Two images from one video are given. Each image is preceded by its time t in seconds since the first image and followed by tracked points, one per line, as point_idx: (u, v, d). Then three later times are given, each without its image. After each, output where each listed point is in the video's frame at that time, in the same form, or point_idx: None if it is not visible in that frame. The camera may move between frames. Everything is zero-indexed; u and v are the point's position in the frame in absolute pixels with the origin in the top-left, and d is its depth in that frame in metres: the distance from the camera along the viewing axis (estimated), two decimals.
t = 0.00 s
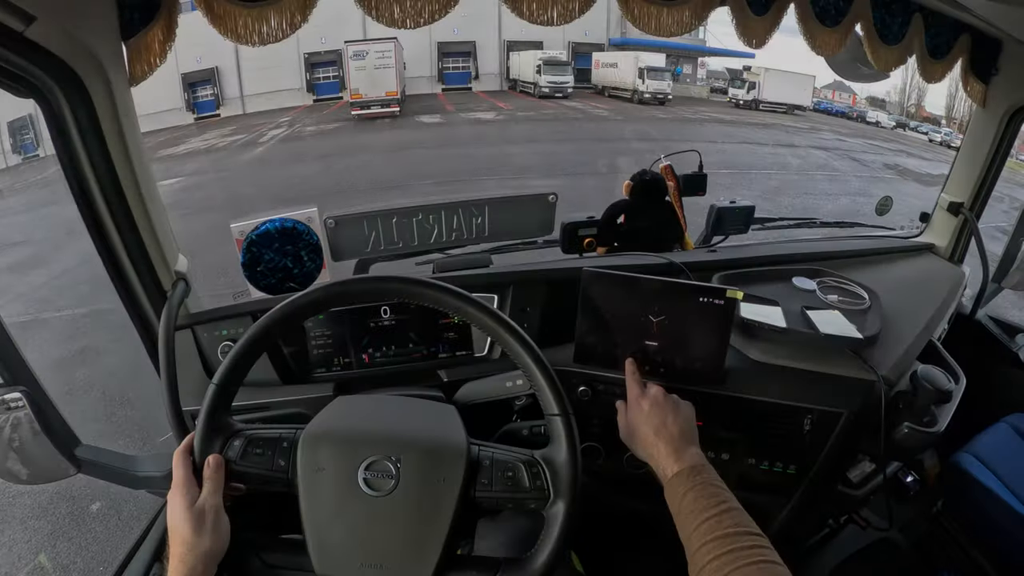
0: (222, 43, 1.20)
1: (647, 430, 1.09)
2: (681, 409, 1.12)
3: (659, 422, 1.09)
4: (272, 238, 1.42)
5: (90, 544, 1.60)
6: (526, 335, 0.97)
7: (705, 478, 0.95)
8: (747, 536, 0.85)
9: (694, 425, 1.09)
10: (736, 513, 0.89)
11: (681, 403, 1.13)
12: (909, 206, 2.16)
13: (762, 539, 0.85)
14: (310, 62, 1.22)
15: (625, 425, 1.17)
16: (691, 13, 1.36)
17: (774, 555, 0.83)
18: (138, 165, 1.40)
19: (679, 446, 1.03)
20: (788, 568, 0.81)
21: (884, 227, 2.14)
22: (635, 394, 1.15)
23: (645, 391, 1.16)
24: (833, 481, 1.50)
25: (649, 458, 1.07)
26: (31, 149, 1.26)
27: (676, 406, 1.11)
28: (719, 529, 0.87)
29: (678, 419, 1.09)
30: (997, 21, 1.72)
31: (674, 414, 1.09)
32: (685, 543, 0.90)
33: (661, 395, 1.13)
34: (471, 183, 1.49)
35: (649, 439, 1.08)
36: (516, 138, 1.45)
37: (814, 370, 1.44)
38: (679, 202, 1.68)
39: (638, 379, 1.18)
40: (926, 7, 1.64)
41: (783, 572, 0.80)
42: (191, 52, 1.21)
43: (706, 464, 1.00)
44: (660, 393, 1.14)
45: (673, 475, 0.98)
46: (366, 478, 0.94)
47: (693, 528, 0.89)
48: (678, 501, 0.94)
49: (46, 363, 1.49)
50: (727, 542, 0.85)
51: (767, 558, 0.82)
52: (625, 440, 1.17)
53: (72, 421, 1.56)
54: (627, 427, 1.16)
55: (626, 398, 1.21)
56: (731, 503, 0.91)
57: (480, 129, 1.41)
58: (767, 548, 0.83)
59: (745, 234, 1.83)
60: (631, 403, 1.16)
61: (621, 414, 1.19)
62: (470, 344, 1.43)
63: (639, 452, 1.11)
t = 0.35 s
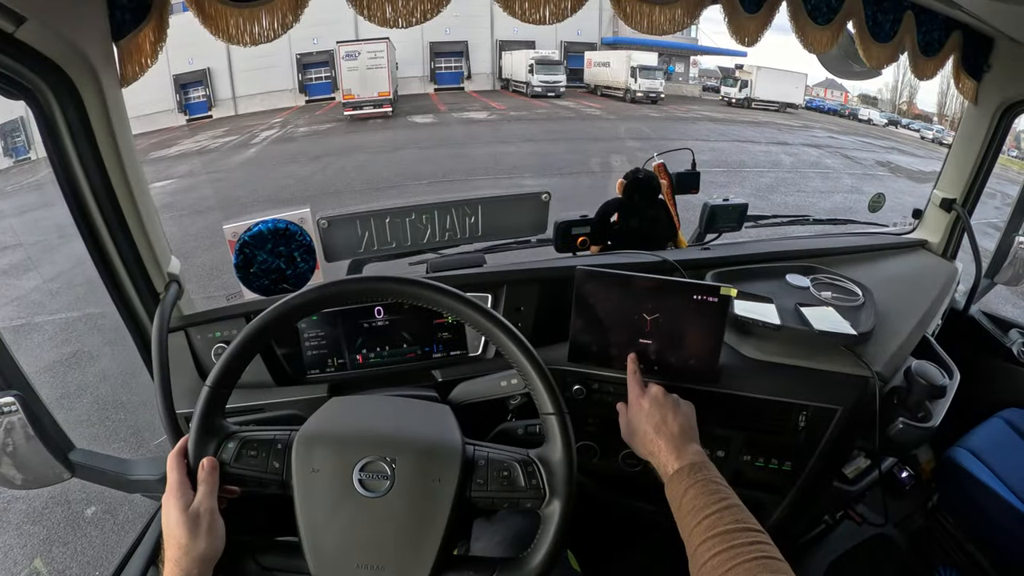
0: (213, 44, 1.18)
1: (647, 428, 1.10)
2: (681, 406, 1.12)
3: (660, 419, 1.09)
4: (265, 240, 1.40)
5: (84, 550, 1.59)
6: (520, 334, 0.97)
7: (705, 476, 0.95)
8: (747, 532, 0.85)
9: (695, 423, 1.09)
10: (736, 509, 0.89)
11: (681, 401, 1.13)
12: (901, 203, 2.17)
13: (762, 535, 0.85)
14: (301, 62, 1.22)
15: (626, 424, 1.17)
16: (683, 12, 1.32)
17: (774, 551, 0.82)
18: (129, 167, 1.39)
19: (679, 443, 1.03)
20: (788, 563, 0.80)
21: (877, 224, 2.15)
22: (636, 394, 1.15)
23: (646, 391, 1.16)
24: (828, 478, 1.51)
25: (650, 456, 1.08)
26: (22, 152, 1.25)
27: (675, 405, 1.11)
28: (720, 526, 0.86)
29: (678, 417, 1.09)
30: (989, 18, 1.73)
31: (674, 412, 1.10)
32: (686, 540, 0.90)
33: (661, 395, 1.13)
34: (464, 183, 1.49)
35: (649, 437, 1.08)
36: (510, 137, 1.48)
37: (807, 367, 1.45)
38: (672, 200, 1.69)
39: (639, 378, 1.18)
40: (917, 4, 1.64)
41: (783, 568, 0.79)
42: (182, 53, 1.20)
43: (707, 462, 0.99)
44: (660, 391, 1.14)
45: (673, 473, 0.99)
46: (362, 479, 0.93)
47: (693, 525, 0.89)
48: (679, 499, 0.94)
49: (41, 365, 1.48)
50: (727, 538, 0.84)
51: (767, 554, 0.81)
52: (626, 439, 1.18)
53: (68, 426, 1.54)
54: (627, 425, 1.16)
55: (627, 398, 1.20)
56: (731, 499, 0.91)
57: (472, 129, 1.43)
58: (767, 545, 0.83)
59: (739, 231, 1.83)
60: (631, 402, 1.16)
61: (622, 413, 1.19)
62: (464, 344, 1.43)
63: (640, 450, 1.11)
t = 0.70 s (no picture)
0: (207, 45, 1.18)
1: (640, 418, 1.09)
2: (673, 396, 1.12)
3: (652, 409, 1.09)
4: (259, 241, 1.40)
5: (81, 553, 1.59)
6: (515, 334, 0.96)
7: (697, 465, 0.95)
8: (742, 522, 0.85)
9: (687, 412, 1.09)
10: (731, 499, 0.89)
11: (672, 390, 1.14)
12: (894, 200, 2.18)
13: (757, 525, 0.85)
14: (295, 63, 1.22)
15: (618, 414, 1.17)
16: (677, 10, 1.33)
17: (769, 540, 0.82)
18: (122, 170, 1.38)
19: (672, 433, 1.03)
20: (783, 553, 0.81)
21: (870, 221, 2.16)
22: (626, 381, 1.17)
23: (636, 378, 1.18)
24: (824, 475, 1.51)
25: (643, 445, 1.08)
26: (14, 154, 1.25)
27: (666, 393, 1.12)
28: (714, 516, 0.86)
29: (670, 407, 1.09)
30: (980, 16, 1.74)
31: (665, 401, 1.10)
32: (680, 531, 0.90)
33: (652, 381, 1.14)
34: (458, 183, 1.48)
35: (642, 427, 1.08)
36: (502, 136, 1.47)
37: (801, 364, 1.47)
38: (665, 199, 1.71)
39: (630, 370, 1.20)
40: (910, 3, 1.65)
41: (778, 559, 0.80)
42: (175, 54, 1.19)
43: (699, 450, 0.99)
44: (651, 379, 1.15)
45: (666, 463, 0.98)
46: (359, 480, 0.93)
47: (687, 516, 0.89)
48: (672, 489, 0.94)
49: (35, 369, 1.46)
50: (722, 529, 0.84)
51: (762, 544, 0.81)
52: (618, 429, 1.18)
53: (63, 429, 1.54)
54: (620, 416, 1.16)
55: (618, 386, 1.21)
56: (725, 488, 0.91)
57: (465, 129, 1.43)
58: (762, 534, 0.83)
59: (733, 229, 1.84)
60: (623, 390, 1.17)
61: (614, 403, 1.19)
62: (460, 344, 1.42)
63: (633, 441, 1.11)
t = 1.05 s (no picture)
0: (200, 46, 1.17)
1: (637, 409, 1.09)
2: (671, 386, 1.12)
3: (649, 399, 1.09)
4: (253, 243, 1.41)
5: (78, 557, 1.59)
6: (511, 334, 0.96)
7: (695, 455, 0.95)
8: (740, 513, 0.85)
9: (684, 402, 1.09)
10: (728, 489, 0.89)
11: (670, 381, 1.14)
12: (888, 198, 2.19)
13: (754, 516, 0.85)
14: (287, 64, 1.21)
15: (616, 405, 1.17)
16: (670, 10, 1.32)
17: (766, 531, 0.83)
18: (115, 172, 1.38)
19: (669, 423, 1.03)
20: (781, 545, 0.81)
21: (863, 219, 2.17)
22: (625, 372, 1.16)
23: (635, 368, 1.18)
24: (820, 472, 1.52)
25: (641, 435, 1.08)
26: (7, 157, 1.25)
27: (665, 383, 1.12)
28: (712, 506, 0.86)
29: (668, 397, 1.08)
30: (972, 14, 1.75)
31: (663, 392, 1.10)
32: (677, 521, 0.90)
33: (650, 372, 1.14)
34: (452, 184, 1.48)
35: (640, 417, 1.08)
36: (497, 137, 1.46)
37: (797, 363, 1.47)
38: (660, 198, 1.70)
39: (628, 359, 1.20)
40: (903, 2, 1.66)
41: (776, 550, 0.80)
42: (168, 56, 1.19)
43: (697, 440, 0.99)
44: (650, 370, 1.15)
45: (664, 453, 0.98)
46: (355, 481, 0.93)
47: (685, 506, 0.89)
48: (669, 478, 0.94)
49: (29, 373, 1.45)
50: (720, 519, 0.85)
51: (759, 535, 0.82)
52: (615, 419, 1.18)
53: (56, 434, 1.51)
54: (617, 406, 1.16)
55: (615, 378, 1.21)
56: (723, 478, 0.91)
57: (459, 129, 1.42)
58: (760, 525, 0.83)
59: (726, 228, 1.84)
60: (621, 381, 1.17)
61: (611, 393, 1.19)
62: (455, 345, 1.43)
63: (630, 431, 1.12)
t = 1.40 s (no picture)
0: (195, 48, 1.17)
1: (634, 413, 1.09)
2: (668, 389, 1.12)
3: (646, 402, 1.09)
4: (248, 245, 1.40)
5: (74, 561, 1.58)
6: (507, 335, 0.97)
7: (696, 461, 0.95)
8: (743, 518, 0.86)
9: (681, 404, 1.10)
10: (730, 495, 0.89)
11: (666, 383, 1.14)
12: (882, 196, 2.20)
13: (757, 520, 0.86)
14: (282, 65, 1.22)
15: (612, 409, 1.17)
16: (664, 10, 1.31)
17: (769, 536, 0.83)
18: (110, 174, 1.37)
19: (668, 427, 1.03)
20: (786, 550, 0.81)
21: (857, 217, 2.18)
22: (619, 375, 1.16)
23: (629, 371, 1.17)
24: (816, 469, 1.52)
25: (639, 440, 1.08)
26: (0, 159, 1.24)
27: (661, 386, 1.12)
28: (714, 513, 0.87)
29: (665, 401, 1.08)
30: (965, 13, 1.75)
31: (660, 395, 1.10)
32: (679, 527, 0.90)
33: (646, 375, 1.14)
34: (447, 184, 1.48)
35: (637, 422, 1.08)
36: (492, 137, 1.47)
37: (793, 361, 1.47)
38: (655, 197, 1.71)
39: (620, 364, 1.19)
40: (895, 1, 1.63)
41: (781, 555, 0.81)
42: (162, 57, 1.18)
43: (696, 444, 1.00)
44: (644, 372, 1.15)
45: (663, 459, 0.98)
46: (353, 483, 0.93)
47: (687, 512, 0.89)
48: (671, 485, 0.94)
49: (24, 377, 1.44)
50: (723, 525, 0.85)
51: (762, 540, 0.82)
52: (611, 424, 1.18)
53: (53, 438, 1.52)
54: (613, 410, 1.16)
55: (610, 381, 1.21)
56: (724, 484, 0.91)
57: (454, 129, 1.43)
58: (762, 530, 0.84)
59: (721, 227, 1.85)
60: (615, 385, 1.16)
61: (606, 397, 1.19)
62: (451, 346, 1.42)
63: (628, 435, 1.12)
